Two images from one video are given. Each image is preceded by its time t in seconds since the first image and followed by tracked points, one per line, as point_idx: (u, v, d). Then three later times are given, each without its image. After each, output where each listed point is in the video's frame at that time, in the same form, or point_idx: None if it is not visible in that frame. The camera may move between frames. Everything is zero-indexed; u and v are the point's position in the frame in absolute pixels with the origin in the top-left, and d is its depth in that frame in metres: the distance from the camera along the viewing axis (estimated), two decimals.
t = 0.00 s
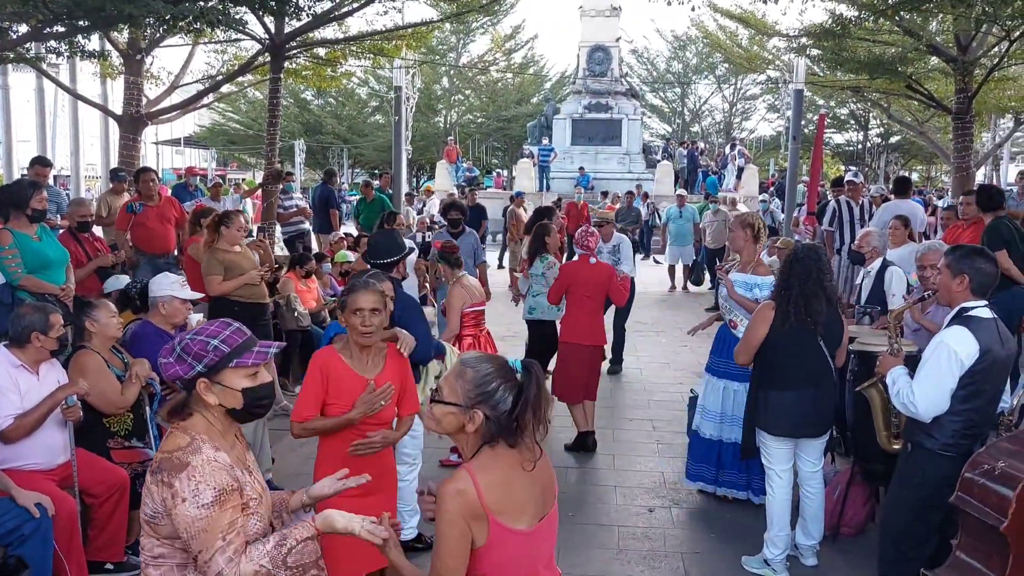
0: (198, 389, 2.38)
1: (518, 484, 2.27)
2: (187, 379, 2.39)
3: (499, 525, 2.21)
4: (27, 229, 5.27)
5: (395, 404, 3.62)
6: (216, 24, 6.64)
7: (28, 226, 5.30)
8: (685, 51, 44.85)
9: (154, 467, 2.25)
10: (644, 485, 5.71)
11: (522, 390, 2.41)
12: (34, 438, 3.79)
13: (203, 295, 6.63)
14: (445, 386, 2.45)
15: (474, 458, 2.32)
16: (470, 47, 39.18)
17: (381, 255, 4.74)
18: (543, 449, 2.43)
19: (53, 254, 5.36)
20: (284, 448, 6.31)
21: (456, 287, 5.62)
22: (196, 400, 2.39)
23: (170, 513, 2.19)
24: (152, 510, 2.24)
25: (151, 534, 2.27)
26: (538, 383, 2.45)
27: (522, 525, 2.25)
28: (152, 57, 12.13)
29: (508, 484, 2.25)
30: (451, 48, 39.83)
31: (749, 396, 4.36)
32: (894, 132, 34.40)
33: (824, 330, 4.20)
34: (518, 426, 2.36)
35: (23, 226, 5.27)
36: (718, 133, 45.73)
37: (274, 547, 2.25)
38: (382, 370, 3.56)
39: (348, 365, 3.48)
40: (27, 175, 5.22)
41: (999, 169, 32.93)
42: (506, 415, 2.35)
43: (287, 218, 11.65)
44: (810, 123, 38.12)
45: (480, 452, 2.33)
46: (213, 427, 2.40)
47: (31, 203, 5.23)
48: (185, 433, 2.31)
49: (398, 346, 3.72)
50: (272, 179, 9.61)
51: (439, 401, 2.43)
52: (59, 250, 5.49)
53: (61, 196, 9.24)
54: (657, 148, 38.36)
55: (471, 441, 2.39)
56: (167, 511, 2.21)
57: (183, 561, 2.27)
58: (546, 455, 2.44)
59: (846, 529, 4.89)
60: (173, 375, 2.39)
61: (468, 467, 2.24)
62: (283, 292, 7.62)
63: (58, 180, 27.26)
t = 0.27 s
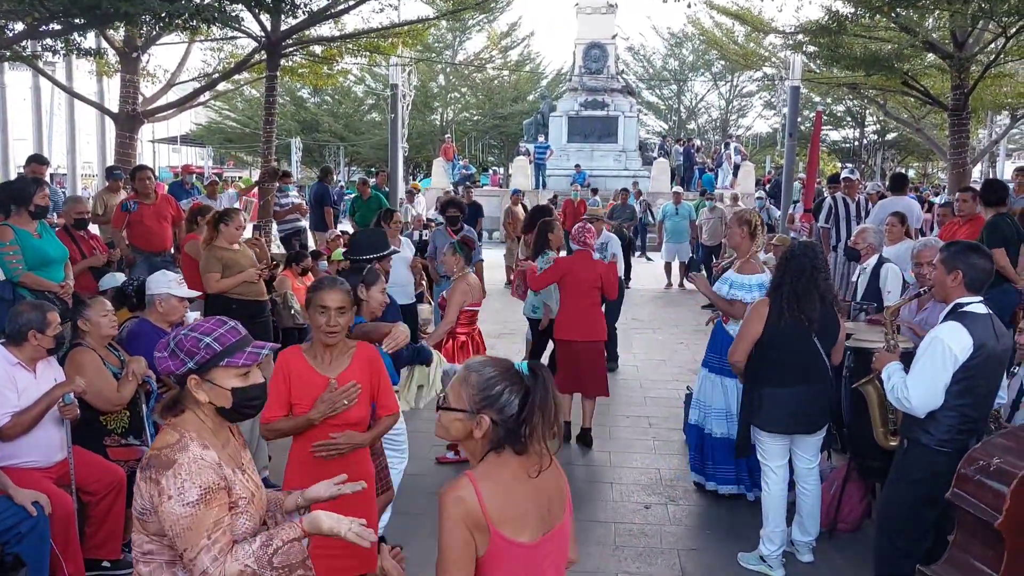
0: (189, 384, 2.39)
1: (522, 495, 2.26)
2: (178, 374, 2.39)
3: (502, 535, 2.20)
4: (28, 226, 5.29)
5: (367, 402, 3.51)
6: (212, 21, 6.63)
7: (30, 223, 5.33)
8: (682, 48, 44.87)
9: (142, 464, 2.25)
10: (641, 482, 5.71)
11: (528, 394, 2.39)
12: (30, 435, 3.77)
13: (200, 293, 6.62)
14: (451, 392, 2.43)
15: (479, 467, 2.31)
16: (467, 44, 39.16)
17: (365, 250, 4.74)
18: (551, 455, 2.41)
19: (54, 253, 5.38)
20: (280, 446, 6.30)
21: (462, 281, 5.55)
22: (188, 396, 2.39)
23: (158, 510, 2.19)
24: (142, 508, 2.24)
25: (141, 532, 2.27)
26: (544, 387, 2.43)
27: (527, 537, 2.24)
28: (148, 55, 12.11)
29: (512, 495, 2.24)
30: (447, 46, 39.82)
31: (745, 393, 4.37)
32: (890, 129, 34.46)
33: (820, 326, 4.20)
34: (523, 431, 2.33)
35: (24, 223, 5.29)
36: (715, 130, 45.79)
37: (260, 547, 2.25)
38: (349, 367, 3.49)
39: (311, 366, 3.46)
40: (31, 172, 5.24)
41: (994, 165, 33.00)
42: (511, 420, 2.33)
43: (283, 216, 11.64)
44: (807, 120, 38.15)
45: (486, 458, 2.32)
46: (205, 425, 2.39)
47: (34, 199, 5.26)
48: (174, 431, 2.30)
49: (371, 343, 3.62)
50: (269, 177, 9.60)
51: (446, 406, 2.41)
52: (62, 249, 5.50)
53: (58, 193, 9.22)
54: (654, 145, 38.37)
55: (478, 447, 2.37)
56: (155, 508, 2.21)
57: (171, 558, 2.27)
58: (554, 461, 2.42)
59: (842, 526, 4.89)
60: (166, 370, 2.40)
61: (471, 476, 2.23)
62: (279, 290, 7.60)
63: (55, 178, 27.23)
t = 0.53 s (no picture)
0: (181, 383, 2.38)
1: (534, 486, 2.28)
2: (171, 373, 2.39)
3: (515, 527, 2.22)
4: (33, 222, 5.46)
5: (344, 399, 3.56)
6: (208, 20, 6.62)
7: (36, 219, 5.50)
8: (678, 47, 44.92)
9: (136, 465, 2.24)
10: (637, 480, 5.72)
11: (530, 384, 2.40)
12: (26, 434, 3.77)
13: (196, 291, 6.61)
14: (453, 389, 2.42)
15: (487, 460, 2.31)
16: (463, 43, 39.17)
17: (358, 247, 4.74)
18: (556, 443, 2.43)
19: (53, 249, 5.52)
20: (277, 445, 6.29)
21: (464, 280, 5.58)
22: (181, 395, 2.39)
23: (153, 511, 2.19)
24: (136, 508, 2.23)
25: (135, 532, 2.27)
26: (546, 376, 2.44)
27: (539, 527, 2.26)
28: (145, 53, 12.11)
29: (524, 486, 2.25)
30: (444, 45, 39.81)
31: (741, 391, 4.37)
32: (886, 128, 34.53)
33: (816, 324, 4.20)
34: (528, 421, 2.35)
35: (30, 218, 5.46)
36: (711, 129, 45.85)
37: (255, 547, 2.26)
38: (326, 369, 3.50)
39: (290, 371, 3.42)
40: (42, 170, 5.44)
41: (990, 164, 33.08)
42: (515, 411, 2.34)
43: (280, 215, 11.63)
44: (803, 119, 38.22)
45: (494, 452, 2.32)
46: (198, 424, 2.40)
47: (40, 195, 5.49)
48: (167, 431, 2.30)
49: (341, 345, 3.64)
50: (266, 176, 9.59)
51: (449, 404, 2.40)
52: (64, 247, 5.65)
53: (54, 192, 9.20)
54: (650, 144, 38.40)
55: (483, 442, 2.37)
56: (149, 508, 2.20)
57: (166, 558, 2.27)
58: (559, 451, 2.44)
59: (838, 524, 4.89)
60: (158, 368, 2.40)
61: (483, 470, 2.24)
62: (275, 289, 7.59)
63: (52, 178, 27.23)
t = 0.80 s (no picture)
0: (181, 381, 2.39)
1: (514, 486, 2.30)
2: (170, 371, 2.39)
3: (494, 526, 2.23)
4: (47, 219, 5.65)
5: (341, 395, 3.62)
6: (207, 19, 6.62)
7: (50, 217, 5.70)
8: (678, 46, 44.91)
9: (135, 462, 2.25)
10: (636, 478, 5.73)
11: (511, 383, 2.43)
12: (26, 434, 3.78)
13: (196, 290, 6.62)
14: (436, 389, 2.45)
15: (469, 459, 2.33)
16: (463, 42, 39.16)
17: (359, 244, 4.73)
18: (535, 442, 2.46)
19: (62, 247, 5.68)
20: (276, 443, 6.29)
21: (465, 279, 5.59)
22: (178, 395, 2.40)
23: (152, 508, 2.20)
24: (135, 506, 2.24)
25: (133, 530, 2.28)
26: (527, 374, 2.46)
27: (518, 527, 2.29)
28: (145, 52, 12.11)
29: (504, 485, 2.27)
30: (444, 44, 39.81)
31: (739, 389, 4.38)
32: (886, 127, 34.55)
33: (813, 322, 4.21)
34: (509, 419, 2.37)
35: (46, 217, 5.66)
36: (711, 128, 45.87)
37: (253, 542, 2.28)
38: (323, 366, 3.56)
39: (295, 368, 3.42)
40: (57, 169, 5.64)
41: (990, 164, 33.12)
42: (497, 410, 2.36)
43: (280, 214, 11.63)
44: (802, 118, 38.22)
45: (475, 451, 2.34)
46: (195, 421, 2.41)
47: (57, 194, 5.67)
48: (166, 428, 2.30)
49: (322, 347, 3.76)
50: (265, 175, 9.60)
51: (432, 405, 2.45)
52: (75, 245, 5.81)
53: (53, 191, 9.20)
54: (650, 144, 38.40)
55: (465, 441, 2.39)
56: (148, 505, 2.21)
57: (164, 555, 2.28)
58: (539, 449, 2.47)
59: (836, 522, 4.88)
60: (156, 366, 2.40)
61: (464, 470, 2.26)
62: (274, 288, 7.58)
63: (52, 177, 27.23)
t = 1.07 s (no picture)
0: (184, 378, 2.39)
1: (495, 464, 2.33)
2: (173, 369, 2.38)
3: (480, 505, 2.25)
4: (60, 218, 5.71)
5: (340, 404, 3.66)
6: (207, 19, 6.61)
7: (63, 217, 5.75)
8: (677, 47, 44.95)
9: (134, 460, 2.26)
10: (635, 478, 5.74)
11: (484, 364, 2.45)
12: (23, 434, 3.77)
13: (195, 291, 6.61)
14: (410, 376, 2.44)
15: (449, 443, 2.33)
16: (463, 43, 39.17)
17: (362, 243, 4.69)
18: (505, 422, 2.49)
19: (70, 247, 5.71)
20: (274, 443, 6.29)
21: (465, 281, 5.58)
22: (180, 395, 2.39)
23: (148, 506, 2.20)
24: (132, 504, 2.25)
25: (129, 529, 2.28)
26: (499, 355, 2.51)
27: (499, 504, 2.32)
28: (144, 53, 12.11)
29: (486, 465, 2.29)
30: (444, 45, 39.78)
31: (737, 389, 4.38)
32: (885, 128, 34.60)
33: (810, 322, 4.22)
34: (485, 398, 2.40)
35: (57, 215, 5.71)
36: (710, 129, 45.91)
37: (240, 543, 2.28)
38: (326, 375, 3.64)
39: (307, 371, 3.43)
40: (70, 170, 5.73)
41: (988, 165, 33.15)
42: (473, 391, 2.38)
43: (279, 214, 11.63)
44: (801, 119, 38.26)
45: (455, 435, 2.34)
46: (195, 420, 2.40)
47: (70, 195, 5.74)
48: (165, 427, 2.31)
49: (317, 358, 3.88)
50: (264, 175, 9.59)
51: (407, 391, 2.42)
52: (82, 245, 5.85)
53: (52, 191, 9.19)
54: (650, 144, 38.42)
55: (442, 425, 2.39)
56: (145, 503, 2.22)
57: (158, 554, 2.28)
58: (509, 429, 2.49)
59: (835, 521, 4.88)
60: (160, 364, 2.38)
61: (448, 452, 2.26)
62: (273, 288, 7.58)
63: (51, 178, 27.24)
